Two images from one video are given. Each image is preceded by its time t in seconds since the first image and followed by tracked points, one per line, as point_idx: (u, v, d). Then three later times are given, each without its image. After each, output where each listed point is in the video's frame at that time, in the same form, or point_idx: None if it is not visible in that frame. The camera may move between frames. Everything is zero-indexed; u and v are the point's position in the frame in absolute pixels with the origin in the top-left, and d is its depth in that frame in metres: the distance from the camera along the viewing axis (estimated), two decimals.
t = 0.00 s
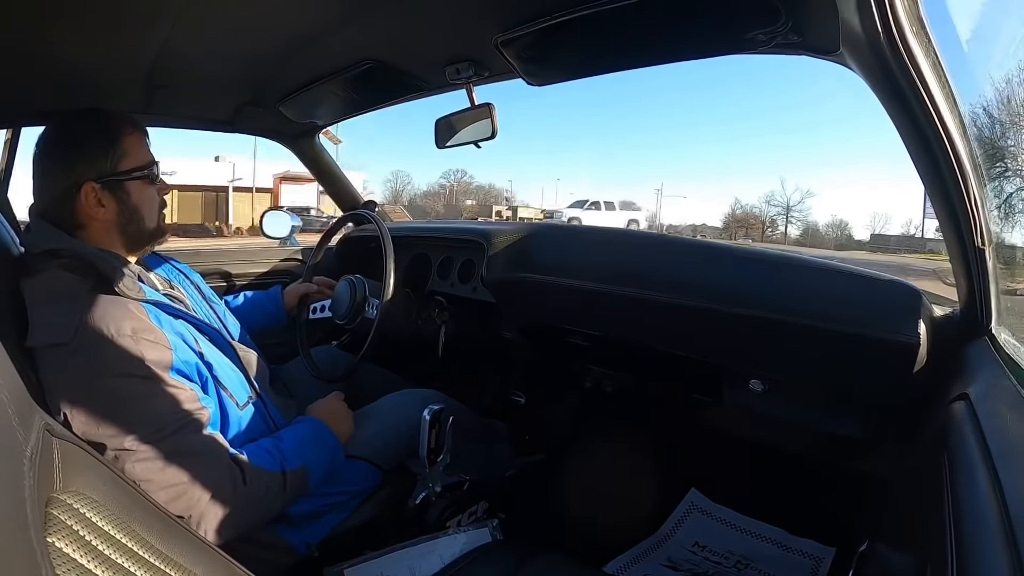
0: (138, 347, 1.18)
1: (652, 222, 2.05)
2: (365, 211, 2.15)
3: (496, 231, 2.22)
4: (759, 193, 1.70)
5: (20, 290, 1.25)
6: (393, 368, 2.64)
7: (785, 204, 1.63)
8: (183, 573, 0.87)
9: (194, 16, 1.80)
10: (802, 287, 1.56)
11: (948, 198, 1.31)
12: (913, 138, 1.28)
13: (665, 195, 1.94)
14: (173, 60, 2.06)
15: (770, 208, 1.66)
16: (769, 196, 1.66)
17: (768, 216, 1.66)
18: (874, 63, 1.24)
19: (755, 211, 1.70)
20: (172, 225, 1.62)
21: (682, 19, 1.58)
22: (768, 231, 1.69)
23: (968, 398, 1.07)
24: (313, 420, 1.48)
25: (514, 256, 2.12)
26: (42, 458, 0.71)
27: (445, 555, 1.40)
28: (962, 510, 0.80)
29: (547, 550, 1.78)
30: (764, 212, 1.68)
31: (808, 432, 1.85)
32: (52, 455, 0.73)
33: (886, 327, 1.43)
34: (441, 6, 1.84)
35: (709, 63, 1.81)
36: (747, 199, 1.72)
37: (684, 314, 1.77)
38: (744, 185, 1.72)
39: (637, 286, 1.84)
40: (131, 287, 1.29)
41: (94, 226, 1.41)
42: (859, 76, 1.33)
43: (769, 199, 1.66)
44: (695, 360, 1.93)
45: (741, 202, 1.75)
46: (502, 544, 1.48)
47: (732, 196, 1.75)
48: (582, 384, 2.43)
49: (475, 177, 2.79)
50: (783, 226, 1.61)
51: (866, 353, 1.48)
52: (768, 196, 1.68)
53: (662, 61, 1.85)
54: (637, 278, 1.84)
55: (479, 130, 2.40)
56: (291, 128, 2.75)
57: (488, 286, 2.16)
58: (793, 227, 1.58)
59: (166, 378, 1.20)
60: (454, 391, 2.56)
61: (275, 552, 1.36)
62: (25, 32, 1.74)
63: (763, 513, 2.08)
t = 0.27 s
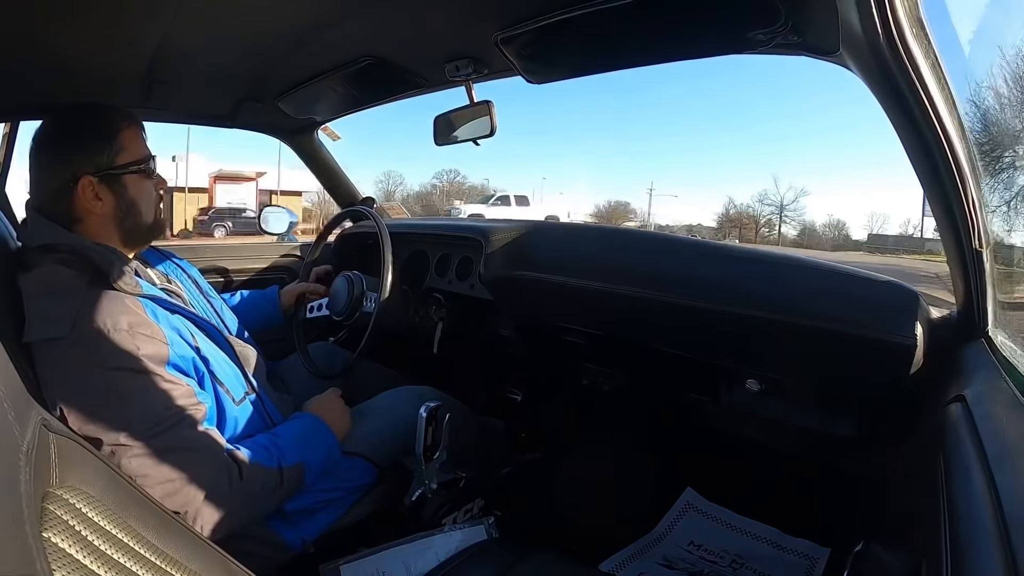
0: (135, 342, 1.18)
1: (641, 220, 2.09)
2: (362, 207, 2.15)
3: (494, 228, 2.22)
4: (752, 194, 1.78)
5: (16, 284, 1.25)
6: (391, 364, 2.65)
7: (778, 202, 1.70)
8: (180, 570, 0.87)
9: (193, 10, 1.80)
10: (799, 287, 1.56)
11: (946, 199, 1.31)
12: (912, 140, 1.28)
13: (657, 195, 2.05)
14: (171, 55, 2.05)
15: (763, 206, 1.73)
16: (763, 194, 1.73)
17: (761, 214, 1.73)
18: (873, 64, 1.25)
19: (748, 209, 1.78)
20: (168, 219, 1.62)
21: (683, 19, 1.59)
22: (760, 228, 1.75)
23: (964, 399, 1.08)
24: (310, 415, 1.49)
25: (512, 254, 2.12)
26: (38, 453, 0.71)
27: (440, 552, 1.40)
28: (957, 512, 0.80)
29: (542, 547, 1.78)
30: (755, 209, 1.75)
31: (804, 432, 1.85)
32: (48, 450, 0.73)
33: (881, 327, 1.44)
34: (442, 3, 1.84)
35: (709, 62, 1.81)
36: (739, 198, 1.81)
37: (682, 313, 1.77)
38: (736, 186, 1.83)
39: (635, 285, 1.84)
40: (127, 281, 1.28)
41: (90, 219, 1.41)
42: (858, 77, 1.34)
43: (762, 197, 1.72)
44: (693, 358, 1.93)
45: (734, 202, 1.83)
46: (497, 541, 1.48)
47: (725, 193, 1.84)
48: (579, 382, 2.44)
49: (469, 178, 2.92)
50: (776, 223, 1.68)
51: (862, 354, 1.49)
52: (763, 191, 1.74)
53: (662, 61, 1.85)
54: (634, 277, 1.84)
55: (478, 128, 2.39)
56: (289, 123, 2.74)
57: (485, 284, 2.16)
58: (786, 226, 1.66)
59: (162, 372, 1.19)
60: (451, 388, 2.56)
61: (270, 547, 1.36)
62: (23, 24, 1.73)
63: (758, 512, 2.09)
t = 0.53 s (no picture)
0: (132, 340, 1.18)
1: (632, 219, 2.07)
2: (361, 204, 2.14)
3: (492, 226, 2.22)
4: (745, 193, 1.72)
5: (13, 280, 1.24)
6: (388, 360, 2.66)
7: (773, 201, 1.64)
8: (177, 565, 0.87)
9: (191, 6, 1.79)
10: (798, 286, 1.56)
11: (944, 198, 1.31)
12: (910, 139, 1.28)
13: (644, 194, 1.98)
14: (168, 50, 2.04)
15: (756, 205, 1.67)
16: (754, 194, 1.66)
17: (754, 213, 1.66)
18: (873, 63, 1.24)
19: (741, 208, 1.70)
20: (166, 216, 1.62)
21: (682, 16, 1.58)
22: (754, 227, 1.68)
23: (962, 399, 1.08)
24: (309, 412, 1.49)
25: (510, 251, 2.12)
26: (36, 450, 0.70)
27: (438, 549, 1.40)
28: (954, 511, 0.80)
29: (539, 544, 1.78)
30: (748, 208, 1.68)
31: (801, 430, 1.86)
32: (47, 446, 0.73)
33: (880, 326, 1.44)
34: None
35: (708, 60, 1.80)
36: (734, 196, 1.75)
37: (680, 312, 1.77)
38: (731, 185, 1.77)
39: (633, 283, 1.84)
40: (124, 277, 1.27)
41: (88, 216, 1.40)
42: (858, 76, 1.34)
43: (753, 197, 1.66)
44: (690, 356, 1.93)
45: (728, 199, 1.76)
46: (494, 538, 1.48)
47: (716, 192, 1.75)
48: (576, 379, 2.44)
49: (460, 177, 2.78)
50: (769, 220, 1.62)
51: (860, 352, 1.49)
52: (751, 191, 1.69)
53: (661, 58, 1.84)
54: (632, 275, 1.84)
55: (476, 124, 2.38)
56: (287, 120, 2.73)
57: (484, 281, 2.16)
58: (778, 225, 1.59)
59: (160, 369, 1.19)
60: (449, 385, 2.56)
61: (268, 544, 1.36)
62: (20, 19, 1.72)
63: (755, 509, 2.09)
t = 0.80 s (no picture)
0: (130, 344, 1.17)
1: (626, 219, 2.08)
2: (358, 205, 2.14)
3: (489, 226, 2.21)
4: (739, 193, 1.79)
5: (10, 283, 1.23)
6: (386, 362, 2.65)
7: (765, 200, 1.71)
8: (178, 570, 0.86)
9: (187, 9, 1.79)
10: (795, 284, 1.56)
11: (941, 194, 1.32)
12: (907, 136, 1.29)
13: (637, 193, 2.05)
14: (163, 53, 2.03)
15: (749, 204, 1.74)
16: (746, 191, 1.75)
17: (748, 212, 1.72)
18: (867, 61, 1.25)
19: (735, 208, 1.76)
20: (163, 217, 1.61)
21: (676, 16, 1.58)
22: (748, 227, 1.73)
23: (960, 395, 1.08)
24: (309, 415, 1.49)
25: (507, 251, 2.13)
26: (34, 454, 0.70)
27: (437, 549, 1.40)
28: (954, 509, 0.80)
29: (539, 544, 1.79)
30: (742, 208, 1.75)
31: (799, 427, 1.86)
32: (46, 452, 0.73)
33: (878, 323, 1.44)
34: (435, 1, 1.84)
35: (702, 59, 1.81)
36: (726, 196, 1.83)
37: (677, 310, 1.77)
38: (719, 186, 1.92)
39: (631, 283, 1.84)
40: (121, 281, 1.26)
41: (85, 219, 1.40)
42: (853, 75, 1.34)
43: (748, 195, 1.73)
44: (688, 355, 1.93)
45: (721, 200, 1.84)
46: (493, 538, 1.48)
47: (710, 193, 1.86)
48: (574, 378, 2.45)
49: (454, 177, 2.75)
50: (763, 218, 1.67)
51: (858, 349, 1.49)
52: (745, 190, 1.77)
53: (656, 58, 1.85)
54: (630, 274, 1.84)
55: (472, 124, 2.39)
56: (283, 122, 2.73)
57: (480, 281, 2.16)
58: (773, 225, 1.64)
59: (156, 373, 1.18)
60: (447, 386, 2.57)
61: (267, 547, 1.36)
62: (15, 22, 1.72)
63: (753, 507, 2.09)
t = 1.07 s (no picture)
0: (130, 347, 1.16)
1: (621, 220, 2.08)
2: (353, 209, 2.13)
3: (483, 229, 2.21)
4: (733, 191, 1.91)
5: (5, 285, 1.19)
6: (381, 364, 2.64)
7: (758, 200, 1.84)
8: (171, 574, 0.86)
9: (182, 11, 1.78)
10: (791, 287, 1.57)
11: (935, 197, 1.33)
12: (902, 141, 1.29)
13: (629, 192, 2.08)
14: (157, 54, 2.02)
15: (742, 204, 1.87)
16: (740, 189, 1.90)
17: (742, 211, 1.85)
18: (862, 65, 1.25)
19: (729, 208, 1.88)
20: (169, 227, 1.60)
21: (671, 19, 1.59)
22: (743, 225, 1.84)
23: (954, 397, 1.09)
24: (307, 418, 1.49)
25: (501, 254, 2.11)
26: (28, 456, 0.70)
27: (432, 554, 1.39)
28: (948, 509, 0.80)
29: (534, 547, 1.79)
30: (736, 207, 1.87)
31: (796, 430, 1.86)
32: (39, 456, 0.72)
33: (874, 326, 1.44)
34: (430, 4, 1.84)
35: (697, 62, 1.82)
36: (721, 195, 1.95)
37: (672, 312, 1.77)
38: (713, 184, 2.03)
39: (628, 285, 1.84)
40: (126, 284, 1.25)
41: (93, 223, 1.38)
42: (848, 78, 1.35)
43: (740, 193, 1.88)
44: (683, 357, 1.94)
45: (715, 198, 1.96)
46: (488, 541, 1.48)
47: (704, 193, 1.97)
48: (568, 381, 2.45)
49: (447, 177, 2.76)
50: (759, 217, 1.79)
51: (852, 352, 1.50)
52: (736, 191, 1.91)
53: (651, 61, 1.86)
54: (627, 277, 1.84)
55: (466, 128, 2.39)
56: (278, 124, 2.72)
57: (475, 284, 2.16)
58: (775, 224, 1.72)
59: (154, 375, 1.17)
60: (441, 389, 2.56)
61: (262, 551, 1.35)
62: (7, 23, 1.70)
63: (747, 509, 2.10)
